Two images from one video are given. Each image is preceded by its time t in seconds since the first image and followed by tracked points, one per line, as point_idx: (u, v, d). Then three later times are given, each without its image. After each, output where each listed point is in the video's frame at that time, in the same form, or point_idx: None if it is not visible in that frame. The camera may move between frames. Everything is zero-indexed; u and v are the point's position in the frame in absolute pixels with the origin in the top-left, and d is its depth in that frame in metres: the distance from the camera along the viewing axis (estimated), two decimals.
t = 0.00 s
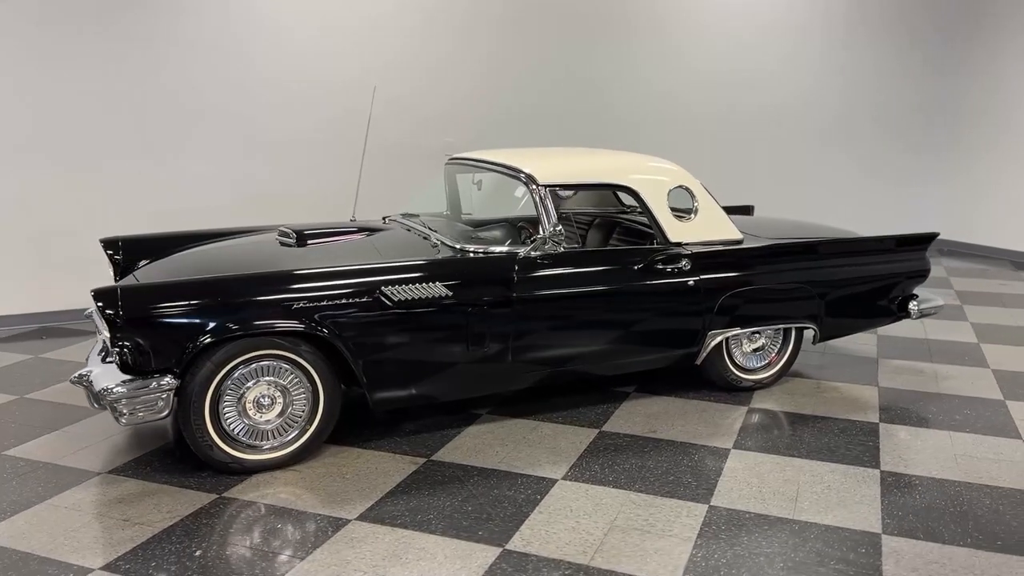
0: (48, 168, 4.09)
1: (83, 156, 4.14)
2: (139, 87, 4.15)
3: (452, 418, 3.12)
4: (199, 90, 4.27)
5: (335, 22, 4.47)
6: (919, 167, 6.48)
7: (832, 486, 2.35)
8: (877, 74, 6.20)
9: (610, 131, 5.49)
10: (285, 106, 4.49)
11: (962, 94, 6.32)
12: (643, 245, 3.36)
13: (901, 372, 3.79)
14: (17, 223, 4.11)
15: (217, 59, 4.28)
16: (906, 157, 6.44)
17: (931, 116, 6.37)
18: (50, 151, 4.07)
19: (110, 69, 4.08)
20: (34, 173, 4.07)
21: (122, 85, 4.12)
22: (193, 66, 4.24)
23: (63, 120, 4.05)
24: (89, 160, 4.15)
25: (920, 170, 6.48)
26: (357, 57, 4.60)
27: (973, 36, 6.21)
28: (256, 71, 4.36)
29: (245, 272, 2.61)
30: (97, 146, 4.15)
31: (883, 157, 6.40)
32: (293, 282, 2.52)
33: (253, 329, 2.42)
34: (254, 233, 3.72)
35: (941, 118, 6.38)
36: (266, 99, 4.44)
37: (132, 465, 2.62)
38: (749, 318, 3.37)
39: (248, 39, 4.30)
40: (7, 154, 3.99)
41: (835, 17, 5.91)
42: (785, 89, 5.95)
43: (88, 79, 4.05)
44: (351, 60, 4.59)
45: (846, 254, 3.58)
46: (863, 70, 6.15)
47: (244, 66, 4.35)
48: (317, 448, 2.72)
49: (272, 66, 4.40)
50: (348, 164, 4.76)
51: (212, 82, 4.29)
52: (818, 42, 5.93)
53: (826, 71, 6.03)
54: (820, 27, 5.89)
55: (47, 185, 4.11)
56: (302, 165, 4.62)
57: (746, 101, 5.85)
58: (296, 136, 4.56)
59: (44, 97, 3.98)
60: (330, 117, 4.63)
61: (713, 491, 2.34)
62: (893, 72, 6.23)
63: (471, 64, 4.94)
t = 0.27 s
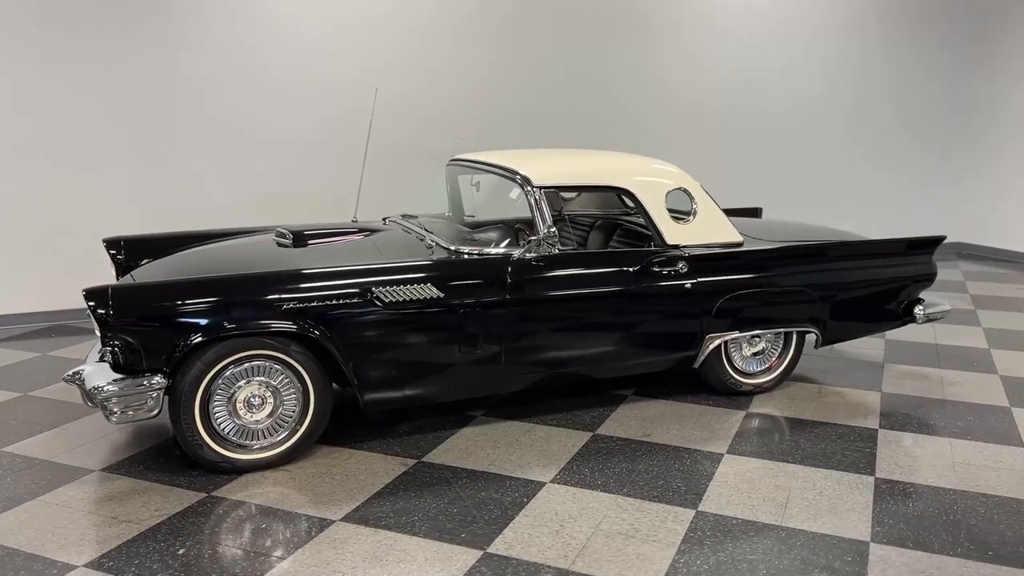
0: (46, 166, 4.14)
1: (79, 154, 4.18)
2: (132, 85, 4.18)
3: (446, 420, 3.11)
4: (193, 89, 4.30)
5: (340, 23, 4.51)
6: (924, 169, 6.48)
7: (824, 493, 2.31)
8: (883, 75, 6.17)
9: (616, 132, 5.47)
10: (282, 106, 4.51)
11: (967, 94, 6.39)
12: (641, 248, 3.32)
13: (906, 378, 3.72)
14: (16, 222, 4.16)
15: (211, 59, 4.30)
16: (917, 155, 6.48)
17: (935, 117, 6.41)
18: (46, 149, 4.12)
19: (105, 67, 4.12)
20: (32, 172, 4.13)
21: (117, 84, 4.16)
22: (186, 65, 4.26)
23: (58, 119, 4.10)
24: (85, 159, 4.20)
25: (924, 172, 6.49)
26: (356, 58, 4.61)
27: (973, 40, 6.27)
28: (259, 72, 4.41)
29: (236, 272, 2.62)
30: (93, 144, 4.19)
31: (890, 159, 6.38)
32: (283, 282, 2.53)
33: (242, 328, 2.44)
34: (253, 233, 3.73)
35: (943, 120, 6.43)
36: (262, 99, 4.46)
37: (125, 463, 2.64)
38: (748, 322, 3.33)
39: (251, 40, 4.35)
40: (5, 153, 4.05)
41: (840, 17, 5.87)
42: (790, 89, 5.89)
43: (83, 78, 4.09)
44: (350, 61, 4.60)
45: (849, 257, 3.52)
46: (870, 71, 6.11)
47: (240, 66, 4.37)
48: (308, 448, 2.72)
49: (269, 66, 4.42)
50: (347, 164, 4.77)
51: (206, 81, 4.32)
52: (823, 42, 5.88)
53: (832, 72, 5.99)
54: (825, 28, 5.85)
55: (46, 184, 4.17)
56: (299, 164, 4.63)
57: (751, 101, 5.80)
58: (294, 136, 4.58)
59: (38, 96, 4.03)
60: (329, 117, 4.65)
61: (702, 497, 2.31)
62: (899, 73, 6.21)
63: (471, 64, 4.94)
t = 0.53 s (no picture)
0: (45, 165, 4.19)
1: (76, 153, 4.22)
2: (127, 84, 4.21)
3: (438, 421, 3.09)
4: (190, 88, 4.32)
5: (342, 24, 4.53)
6: (935, 171, 6.40)
7: (814, 499, 2.25)
8: (892, 75, 6.09)
9: (621, 132, 5.43)
10: (281, 105, 4.52)
11: (982, 94, 6.29)
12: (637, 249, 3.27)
13: (911, 383, 3.64)
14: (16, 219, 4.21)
15: (207, 58, 4.32)
16: (930, 156, 6.37)
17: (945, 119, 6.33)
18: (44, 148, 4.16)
19: (102, 66, 4.15)
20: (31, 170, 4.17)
21: (114, 83, 4.19)
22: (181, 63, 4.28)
23: (56, 118, 4.14)
24: (83, 159, 4.24)
25: (936, 173, 6.40)
26: (355, 58, 4.61)
27: (984, 40, 6.20)
28: (261, 73, 4.43)
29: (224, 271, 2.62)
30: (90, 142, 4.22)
31: (900, 161, 6.30)
32: (270, 281, 2.53)
33: (228, 327, 2.44)
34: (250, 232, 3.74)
35: (957, 120, 6.32)
36: (259, 99, 4.47)
37: (115, 461, 2.65)
38: (747, 325, 3.27)
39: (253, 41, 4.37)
40: (4, 151, 4.10)
41: (848, 16, 5.80)
42: (796, 89, 5.82)
43: (80, 77, 4.12)
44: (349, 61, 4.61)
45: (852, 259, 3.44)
46: (878, 71, 6.04)
47: (237, 65, 4.38)
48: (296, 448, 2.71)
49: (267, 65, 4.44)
50: (347, 164, 4.78)
51: (203, 80, 4.34)
52: (830, 42, 5.82)
53: (840, 72, 5.92)
54: (832, 27, 5.78)
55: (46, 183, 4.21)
56: (298, 163, 4.64)
57: (757, 101, 5.73)
58: (293, 135, 4.59)
59: (36, 94, 4.07)
60: (328, 117, 4.65)
61: (689, 502, 2.27)
62: (909, 74, 6.13)
63: (472, 65, 4.92)
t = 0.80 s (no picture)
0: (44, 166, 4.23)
1: (75, 153, 4.25)
2: (122, 85, 4.23)
3: (428, 426, 3.07)
4: (185, 88, 4.33)
5: (343, 25, 4.52)
6: (948, 173, 6.28)
7: (804, 510, 2.20)
8: (901, 77, 5.99)
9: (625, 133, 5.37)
10: (277, 106, 4.52)
11: (996, 95, 6.18)
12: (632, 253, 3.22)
13: (915, 390, 3.55)
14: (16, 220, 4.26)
15: (203, 59, 4.33)
16: (943, 158, 6.25)
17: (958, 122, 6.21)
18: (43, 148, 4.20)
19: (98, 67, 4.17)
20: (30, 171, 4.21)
21: (110, 84, 4.21)
22: (176, 63, 4.28)
23: (55, 118, 4.18)
24: (80, 161, 4.27)
25: (949, 175, 6.29)
26: (352, 59, 4.59)
27: (1000, 40, 6.08)
28: (262, 74, 4.45)
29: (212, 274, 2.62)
30: (87, 144, 4.25)
31: (912, 163, 6.19)
32: (256, 284, 2.53)
33: (213, 330, 2.44)
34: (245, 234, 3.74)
35: (971, 121, 6.21)
36: (256, 100, 4.47)
37: (103, 463, 2.66)
38: (744, 331, 3.21)
39: (254, 42, 4.39)
40: (7, 153, 4.15)
41: (856, 16, 5.69)
42: (803, 90, 5.72)
43: (77, 78, 4.16)
44: (346, 62, 4.58)
45: (854, 264, 3.37)
46: (888, 72, 5.93)
47: (233, 66, 4.39)
48: (283, 451, 2.70)
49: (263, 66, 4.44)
50: (345, 165, 4.77)
51: (199, 81, 4.34)
52: (839, 42, 5.71)
53: (849, 73, 5.82)
54: (841, 27, 5.68)
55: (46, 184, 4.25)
56: (296, 165, 4.64)
57: (763, 102, 5.63)
58: (291, 136, 4.59)
59: (32, 94, 4.11)
60: (326, 118, 4.64)
61: (675, 511, 2.23)
62: (920, 75, 6.02)
63: (471, 65, 4.86)
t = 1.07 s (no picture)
0: (48, 165, 4.28)
1: (77, 152, 4.29)
2: (123, 84, 4.26)
3: (422, 428, 3.05)
4: (186, 88, 4.36)
5: (347, 26, 4.53)
6: (962, 175, 6.17)
7: (795, 518, 2.16)
8: (915, 77, 5.89)
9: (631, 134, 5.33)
10: (281, 106, 4.54)
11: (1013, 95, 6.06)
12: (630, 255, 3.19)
13: (920, 396, 3.48)
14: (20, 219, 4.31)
15: (203, 58, 4.35)
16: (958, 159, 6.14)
17: (970, 123, 6.10)
18: (46, 147, 4.25)
19: (100, 67, 4.21)
20: (34, 170, 4.26)
21: (111, 83, 4.25)
22: (176, 62, 4.31)
23: (58, 118, 4.23)
24: (83, 160, 4.31)
25: (963, 177, 6.18)
26: (352, 59, 4.59)
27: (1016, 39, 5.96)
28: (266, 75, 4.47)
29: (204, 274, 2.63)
30: (89, 142, 4.29)
31: (925, 165, 6.08)
32: (247, 285, 2.53)
33: (203, 331, 2.45)
34: (244, 234, 3.75)
35: (987, 122, 6.10)
36: (256, 99, 4.49)
37: (98, 462, 2.68)
38: (743, 335, 3.17)
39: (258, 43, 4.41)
40: (15, 153, 4.21)
41: (865, 15, 5.60)
42: (810, 90, 5.63)
43: (82, 78, 4.20)
44: (346, 62, 4.59)
45: (857, 268, 3.31)
46: (898, 71, 5.83)
47: (237, 67, 4.42)
48: (275, 452, 2.71)
49: (263, 65, 4.45)
50: (345, 165, 4.76)
51: (199, 81, 4.37)
52: (847, 41, 5.62)
53: (858, 73, 5.72)
54: (848, 26, 5.59)
55: (50, 183, 4.30)
56: (295, 164, 4.65)
57: (770, 102, 5.54)
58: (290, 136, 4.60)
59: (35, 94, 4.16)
60: (326, 118, 4.65)
61: (664, 517, 2.20)
62: (932, 75, 5.91)
63: (471, 65, 4.83)
